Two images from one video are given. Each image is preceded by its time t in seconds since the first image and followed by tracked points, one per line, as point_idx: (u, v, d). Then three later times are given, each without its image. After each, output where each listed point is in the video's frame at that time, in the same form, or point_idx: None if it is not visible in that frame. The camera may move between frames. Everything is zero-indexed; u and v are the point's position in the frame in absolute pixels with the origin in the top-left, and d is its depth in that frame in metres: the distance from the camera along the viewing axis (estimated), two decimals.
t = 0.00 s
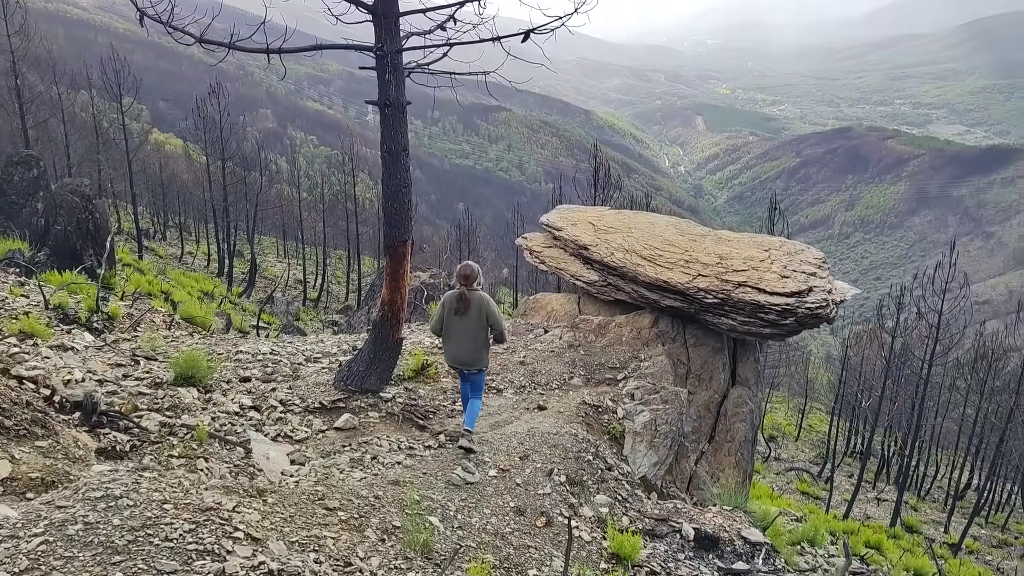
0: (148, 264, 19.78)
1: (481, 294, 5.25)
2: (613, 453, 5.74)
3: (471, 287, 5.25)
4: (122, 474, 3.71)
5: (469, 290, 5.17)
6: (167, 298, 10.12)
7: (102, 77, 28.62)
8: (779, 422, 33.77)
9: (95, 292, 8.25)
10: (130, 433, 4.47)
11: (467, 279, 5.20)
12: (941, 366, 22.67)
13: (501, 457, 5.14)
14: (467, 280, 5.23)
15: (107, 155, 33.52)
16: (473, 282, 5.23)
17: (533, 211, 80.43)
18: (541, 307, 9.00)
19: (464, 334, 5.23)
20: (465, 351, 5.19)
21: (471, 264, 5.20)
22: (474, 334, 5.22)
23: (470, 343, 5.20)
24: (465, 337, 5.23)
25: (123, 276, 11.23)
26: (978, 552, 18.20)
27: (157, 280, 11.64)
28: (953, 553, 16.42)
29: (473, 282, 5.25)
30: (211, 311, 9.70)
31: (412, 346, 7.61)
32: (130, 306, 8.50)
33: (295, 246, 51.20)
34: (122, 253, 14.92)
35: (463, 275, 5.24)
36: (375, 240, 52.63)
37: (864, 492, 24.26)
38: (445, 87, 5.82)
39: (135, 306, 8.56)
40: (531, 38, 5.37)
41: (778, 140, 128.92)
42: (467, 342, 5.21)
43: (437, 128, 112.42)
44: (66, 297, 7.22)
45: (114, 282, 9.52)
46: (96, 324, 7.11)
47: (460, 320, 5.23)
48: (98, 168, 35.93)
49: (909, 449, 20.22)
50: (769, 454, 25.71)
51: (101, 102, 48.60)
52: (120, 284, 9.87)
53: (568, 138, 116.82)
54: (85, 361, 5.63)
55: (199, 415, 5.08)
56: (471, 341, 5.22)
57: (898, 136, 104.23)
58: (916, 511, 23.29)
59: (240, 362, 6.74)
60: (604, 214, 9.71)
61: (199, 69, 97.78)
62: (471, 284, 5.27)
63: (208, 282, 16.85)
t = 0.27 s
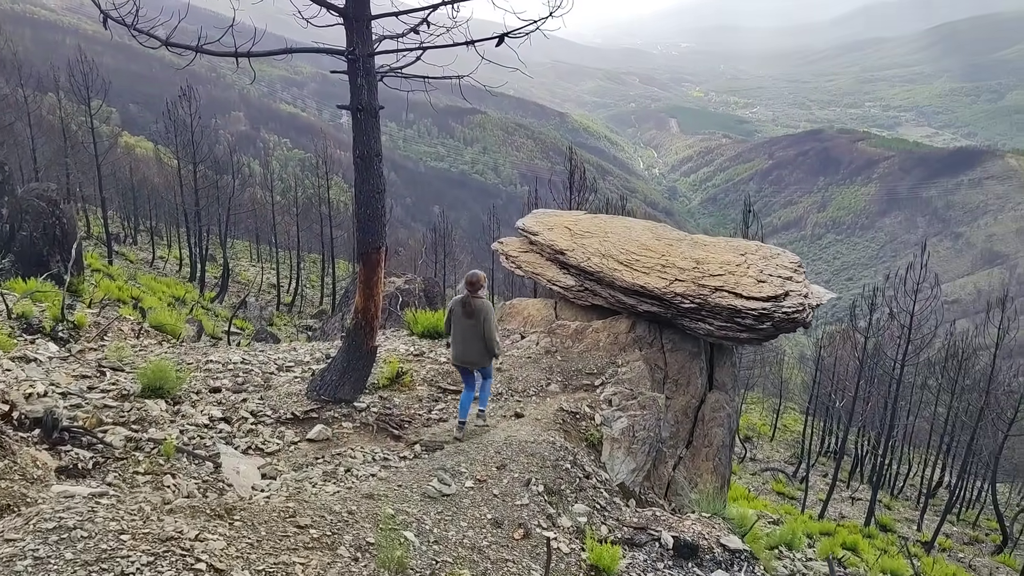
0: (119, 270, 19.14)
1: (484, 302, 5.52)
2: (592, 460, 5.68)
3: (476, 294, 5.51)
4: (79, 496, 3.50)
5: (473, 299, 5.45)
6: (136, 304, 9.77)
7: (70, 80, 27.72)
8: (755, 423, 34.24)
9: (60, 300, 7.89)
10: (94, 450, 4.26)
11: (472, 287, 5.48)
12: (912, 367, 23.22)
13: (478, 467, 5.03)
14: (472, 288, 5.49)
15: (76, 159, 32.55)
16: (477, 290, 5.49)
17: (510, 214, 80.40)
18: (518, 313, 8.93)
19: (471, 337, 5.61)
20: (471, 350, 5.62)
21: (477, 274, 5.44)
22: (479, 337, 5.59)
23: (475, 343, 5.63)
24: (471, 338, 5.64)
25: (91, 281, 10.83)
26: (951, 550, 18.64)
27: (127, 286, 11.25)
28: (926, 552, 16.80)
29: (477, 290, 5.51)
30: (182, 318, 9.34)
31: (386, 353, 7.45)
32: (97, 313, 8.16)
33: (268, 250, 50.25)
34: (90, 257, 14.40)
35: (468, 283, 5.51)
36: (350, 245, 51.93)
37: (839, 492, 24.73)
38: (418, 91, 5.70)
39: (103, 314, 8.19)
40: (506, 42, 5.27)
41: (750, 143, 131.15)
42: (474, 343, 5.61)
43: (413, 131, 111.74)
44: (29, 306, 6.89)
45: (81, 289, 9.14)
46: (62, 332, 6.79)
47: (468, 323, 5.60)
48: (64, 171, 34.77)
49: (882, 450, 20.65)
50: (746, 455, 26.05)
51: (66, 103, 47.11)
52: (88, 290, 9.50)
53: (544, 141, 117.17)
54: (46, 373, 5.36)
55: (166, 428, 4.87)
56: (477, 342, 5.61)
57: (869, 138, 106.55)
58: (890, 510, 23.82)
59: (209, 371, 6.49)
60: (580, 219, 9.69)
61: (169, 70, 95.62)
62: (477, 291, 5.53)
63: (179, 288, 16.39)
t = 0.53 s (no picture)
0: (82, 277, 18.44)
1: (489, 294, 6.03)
2: (569, 466, 5.65)
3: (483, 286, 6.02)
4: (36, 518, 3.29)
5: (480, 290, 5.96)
6: (102, 312, 9.38)
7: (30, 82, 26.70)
8: (728, 422, 34.77)
9: (21, 310, 7.50)
10: (56, 467, 4.05)
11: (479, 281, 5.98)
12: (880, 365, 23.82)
13: (455, 477, 4.95)
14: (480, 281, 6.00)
15: (37, 163, 31.35)
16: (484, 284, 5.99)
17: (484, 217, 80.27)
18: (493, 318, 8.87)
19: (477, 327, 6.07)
20: (475, 338, 6.06)
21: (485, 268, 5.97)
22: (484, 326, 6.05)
23: (481, 331, 6.06)
24: (477, 328, 6.08)
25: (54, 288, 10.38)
26: (921, 546, 19.16)
27: (92, 293, 10.81)
28: (897, 548, 17.22)
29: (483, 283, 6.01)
30: (150, 327, 8.97)
31: (359, 361, 7.30)
32: (61, 323, 7.78)
33: (238, 255, 49.14)
34: (52, 263, 13.82)
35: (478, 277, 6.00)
36: (322, 250, 51.15)
37: (811, 491, 25.28)
38: (391, 95, 5.57)
39: (66, 323, 7.80)
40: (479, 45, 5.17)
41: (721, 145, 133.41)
42: (478, 332, 6.05)
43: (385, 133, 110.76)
44: None
45: (44, 297, 8.72)
46: (24, 344, 6.47)
47: (472, 313, 6.06)
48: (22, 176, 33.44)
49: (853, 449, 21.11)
50: (721, 456, 26.46)
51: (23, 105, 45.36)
52: (51, 299, 9.09)
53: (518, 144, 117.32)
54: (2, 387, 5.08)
55: (133, 442, 4.66)
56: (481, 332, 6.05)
57: (835, 141, 109.35)
58: (861, 508, 24.42)
59: (177, 381, 6.24)
60: (555, 222, 9.69)
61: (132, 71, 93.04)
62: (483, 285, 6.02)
63: (147, 294, 15.87)
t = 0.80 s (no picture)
0: (49, 280, 17.76)
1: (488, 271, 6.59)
2: (551, 467, 5.68)
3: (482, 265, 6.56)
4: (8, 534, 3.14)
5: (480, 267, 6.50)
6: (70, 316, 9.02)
7: None
8: (704, 419, 35.33)
9: None
10: (27, 477, 3.89)
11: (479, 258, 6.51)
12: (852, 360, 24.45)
13: (438, 480, 4.92)
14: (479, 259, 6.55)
15: None
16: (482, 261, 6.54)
17: (459, 218, 79.90)
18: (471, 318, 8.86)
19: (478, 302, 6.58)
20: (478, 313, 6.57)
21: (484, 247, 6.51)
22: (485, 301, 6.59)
23: (484, 305, 6.53)
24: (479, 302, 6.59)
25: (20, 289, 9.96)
26: (893, 539, 19.75)
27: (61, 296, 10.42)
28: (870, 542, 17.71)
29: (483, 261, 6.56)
30: (122, 331, 8.67)
31: (337, 363, 7.19)
32: (27, 327, 7.45)
33: (208, 255, 47.98)
34: (16, 264, 13.29)
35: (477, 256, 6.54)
36: (295, 252, 50.30)
37: (786, 487, 25.86)
38: (369, 95, 5.50)
39: (33, 328, 7.51)
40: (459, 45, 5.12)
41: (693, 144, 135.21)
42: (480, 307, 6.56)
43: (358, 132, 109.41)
44: None
45: (8, 300, 8.36)
46: None
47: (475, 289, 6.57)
48: None
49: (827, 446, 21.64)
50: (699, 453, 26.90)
51: None
52: (17, 302, 8.72)
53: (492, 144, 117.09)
54: None
55: (106, 449, 4.51)
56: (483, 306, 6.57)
57: (805, 140, 111.72)
58: (835, 503, 25.07)
59: (150, 388, 6.05)
60: (533, 222, 9.72)
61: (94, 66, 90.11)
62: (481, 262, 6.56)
63: (117, 296, 15.39)
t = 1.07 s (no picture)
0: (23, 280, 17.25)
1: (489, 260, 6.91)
2: (538, 467, 5.69)
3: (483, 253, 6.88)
4: None
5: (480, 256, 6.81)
6: (42, 317, 8.75)
7: None
8: (682, 415, 35.92)
9: None
10: (5, 483, 3.75)
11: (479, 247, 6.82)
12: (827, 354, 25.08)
13: (425, 481, 4.89)
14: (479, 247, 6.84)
15: None
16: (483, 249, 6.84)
17: (437, 216, 79.43)
18: (454, 317, 8.85)
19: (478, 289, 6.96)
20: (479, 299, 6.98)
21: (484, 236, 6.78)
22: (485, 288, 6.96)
23: (484, 293, 6.94)
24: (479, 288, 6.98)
25: None
26: (869, 532, 20.33)
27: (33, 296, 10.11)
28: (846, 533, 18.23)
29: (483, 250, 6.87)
30: (98, 332, 8.45)
31: (321, 364, 7.10)
32: None
33: (182, 254, 46.97)
34: None
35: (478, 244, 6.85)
36: (270, 251, 49.53)
37: (763, 480, 26.48)
38: (352, 90, 5.40)
39: (6, 329, 7.26)
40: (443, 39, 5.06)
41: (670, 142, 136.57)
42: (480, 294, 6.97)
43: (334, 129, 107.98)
44: None
45: None
46: None
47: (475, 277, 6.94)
48: None
49: (804, 440, 22.19)
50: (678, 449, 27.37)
51: None
52: None
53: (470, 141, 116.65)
54: None
55: (86, 454, 4.38)
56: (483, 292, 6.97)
57: (779, 138, 113.63)
58: (812, 496, 25.71)
59: (128, 389, 5.89)
60: (517, 220, 9.73)
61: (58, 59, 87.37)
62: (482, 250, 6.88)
63: (91, 297, 15.01)
